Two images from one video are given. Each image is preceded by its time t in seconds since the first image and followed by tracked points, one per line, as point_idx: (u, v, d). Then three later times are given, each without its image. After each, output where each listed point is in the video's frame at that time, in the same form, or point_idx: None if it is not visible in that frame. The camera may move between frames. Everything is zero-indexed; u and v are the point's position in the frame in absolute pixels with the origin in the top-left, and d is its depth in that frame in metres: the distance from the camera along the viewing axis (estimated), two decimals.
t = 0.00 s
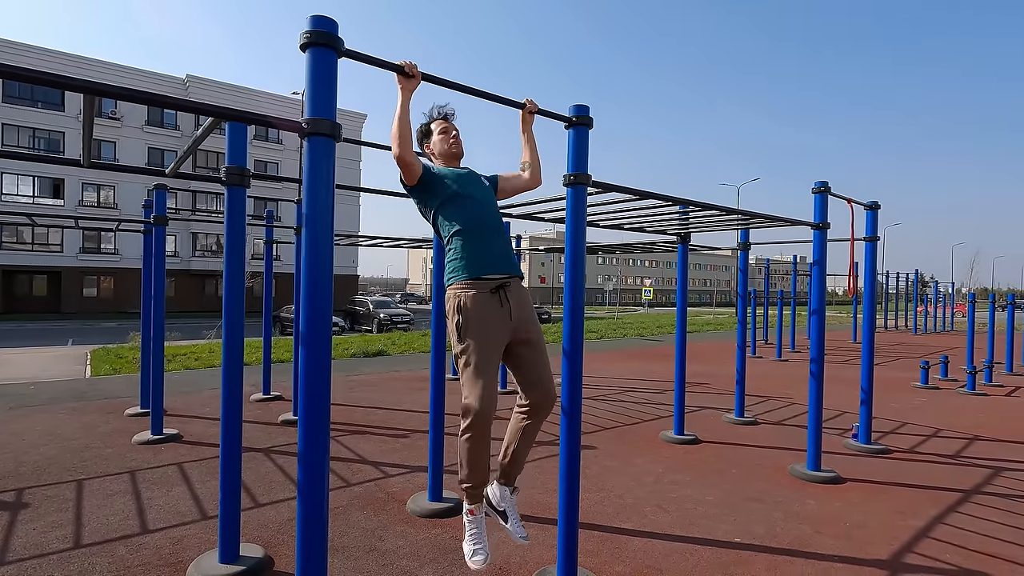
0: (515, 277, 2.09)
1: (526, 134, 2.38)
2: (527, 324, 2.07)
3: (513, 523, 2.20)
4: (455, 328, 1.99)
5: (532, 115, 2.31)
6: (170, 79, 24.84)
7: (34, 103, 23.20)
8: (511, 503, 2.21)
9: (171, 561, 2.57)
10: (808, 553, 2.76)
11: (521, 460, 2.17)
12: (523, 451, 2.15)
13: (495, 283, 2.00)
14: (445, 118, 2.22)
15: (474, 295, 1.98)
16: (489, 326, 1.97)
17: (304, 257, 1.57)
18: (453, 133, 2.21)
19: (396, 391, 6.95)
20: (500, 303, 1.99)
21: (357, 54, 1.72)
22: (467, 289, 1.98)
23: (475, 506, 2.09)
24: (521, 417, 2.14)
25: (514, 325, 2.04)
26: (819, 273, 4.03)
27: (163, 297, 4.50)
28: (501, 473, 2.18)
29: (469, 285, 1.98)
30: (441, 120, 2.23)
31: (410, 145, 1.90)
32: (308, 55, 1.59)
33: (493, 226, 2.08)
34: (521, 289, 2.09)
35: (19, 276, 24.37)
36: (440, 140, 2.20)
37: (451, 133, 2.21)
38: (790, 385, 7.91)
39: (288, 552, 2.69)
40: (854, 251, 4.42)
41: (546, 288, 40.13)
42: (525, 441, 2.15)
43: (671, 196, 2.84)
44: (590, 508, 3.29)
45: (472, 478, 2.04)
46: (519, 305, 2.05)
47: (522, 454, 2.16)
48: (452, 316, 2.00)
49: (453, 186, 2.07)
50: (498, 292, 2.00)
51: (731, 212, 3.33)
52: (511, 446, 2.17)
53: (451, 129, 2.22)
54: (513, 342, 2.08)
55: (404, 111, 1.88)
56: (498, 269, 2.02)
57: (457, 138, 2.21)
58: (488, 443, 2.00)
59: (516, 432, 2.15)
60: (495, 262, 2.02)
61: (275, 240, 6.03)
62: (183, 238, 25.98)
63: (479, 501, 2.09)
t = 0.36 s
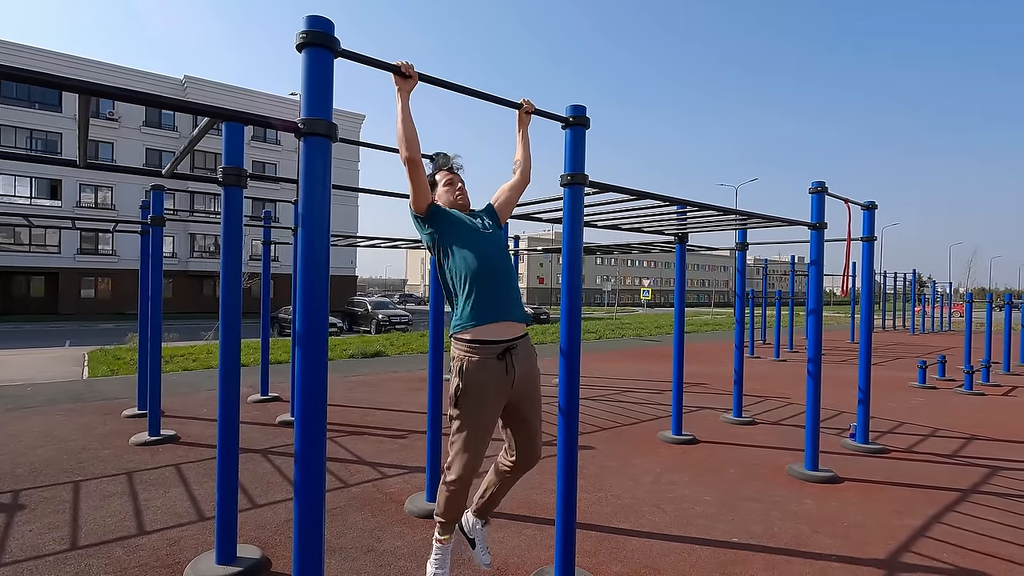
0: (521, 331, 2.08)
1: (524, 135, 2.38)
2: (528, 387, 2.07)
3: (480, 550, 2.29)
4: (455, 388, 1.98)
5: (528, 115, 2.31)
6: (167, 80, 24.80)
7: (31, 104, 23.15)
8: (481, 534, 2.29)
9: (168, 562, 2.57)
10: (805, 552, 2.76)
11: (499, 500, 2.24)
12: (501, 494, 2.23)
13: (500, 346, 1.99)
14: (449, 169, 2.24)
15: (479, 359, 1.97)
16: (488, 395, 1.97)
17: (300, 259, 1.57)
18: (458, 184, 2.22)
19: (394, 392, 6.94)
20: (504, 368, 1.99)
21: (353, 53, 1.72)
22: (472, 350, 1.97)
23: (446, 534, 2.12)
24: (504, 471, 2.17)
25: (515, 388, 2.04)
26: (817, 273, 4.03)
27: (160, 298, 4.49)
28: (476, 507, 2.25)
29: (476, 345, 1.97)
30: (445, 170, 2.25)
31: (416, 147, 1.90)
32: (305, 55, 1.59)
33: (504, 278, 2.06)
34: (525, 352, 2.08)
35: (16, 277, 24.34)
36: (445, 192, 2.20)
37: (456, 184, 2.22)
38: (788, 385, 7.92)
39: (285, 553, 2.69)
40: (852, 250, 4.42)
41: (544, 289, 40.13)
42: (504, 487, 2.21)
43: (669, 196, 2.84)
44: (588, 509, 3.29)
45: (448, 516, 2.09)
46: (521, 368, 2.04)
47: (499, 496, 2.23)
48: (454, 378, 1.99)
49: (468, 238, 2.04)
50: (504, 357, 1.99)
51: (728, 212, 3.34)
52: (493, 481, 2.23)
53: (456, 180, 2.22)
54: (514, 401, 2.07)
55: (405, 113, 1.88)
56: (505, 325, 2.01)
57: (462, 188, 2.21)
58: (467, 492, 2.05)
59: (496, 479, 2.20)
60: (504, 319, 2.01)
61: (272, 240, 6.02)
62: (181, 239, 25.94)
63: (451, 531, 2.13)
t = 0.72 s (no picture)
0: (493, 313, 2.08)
1: (523, 135, 2.39)
2: (507, 360, 2.07)
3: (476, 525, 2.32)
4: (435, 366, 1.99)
5: (529, 116, 2.31)
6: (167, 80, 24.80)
7: (31, 104, 23.17)
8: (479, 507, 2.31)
9: (168, 562, 2.57)
10: (804, 552, 2.76)
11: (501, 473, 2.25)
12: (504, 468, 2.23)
13: (471, 322, 1.99)
14: (443, 152, 2.20)
15: (451, 336, 1.98)
16: (468, 369, 1.97)
17: (299, 257, 1.57)
18: (449, 170, 2.20)
19: (394, 393, 6.95)
20: (475, 343, 1.99)
21: (354, 53, 1.73)
22: (444, 328, 1.99)
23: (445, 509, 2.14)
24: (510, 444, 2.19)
25: (495, 362, 2.04)
26: (817, 273, 4.03)
27: (161, 298, 4.50)
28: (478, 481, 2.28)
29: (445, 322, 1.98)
30: (439, 154, 2.19)
31: (413, 149, 1.89)
32: (306, 54, 1.59)
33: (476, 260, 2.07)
34: (498, 327, 2.08)
35: (17, 277, 24.35)
36: (434, 176, 2.19)
37: (447, 168, 2.19)
38: (788, 385, 7.93)
39: (285, 553, 2.69)
40: (852, 251, 4.42)
41: (544, 289, 40.16)
42: (504, 462, 2.22)
43: (669, 196, 2.83)
44: (588, 508, 3.29)
45: (444, 492, 2.07)
46: (496, 342, 2.04)
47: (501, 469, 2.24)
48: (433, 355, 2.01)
49: (439, 222, 2.06)
50: (473, 333, 1.99)
51: (728, 212, 3.33)
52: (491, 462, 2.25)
53: (448, 166, 2.20)
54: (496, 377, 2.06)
55: (405, 113, 1.88)
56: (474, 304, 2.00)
57: (451, 173, 2.21)
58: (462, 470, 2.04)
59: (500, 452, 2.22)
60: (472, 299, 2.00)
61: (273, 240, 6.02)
62: (181, 239, 25.95)
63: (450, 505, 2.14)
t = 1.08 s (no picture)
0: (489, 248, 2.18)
1: (530, 136, 2.39)
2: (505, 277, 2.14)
3: (479, 435, 2.37)
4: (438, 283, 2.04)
5: (535, 117, 2.32)
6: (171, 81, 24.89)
7: (37, 105, 23.28)
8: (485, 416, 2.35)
9: (176, 560, 2.58)
10: (810, 552, 2.76)
11: (513, 379, 2.25)
12: (517, 374, 2.23)
13: (468, 251, 2.09)
14: (447, 105, 2.22)
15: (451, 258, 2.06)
16: (470, 276, 2.03)
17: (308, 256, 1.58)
18: (451, 122, 2.22)
19: (399, 392, 6.96)
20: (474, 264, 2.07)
21: (362, 54, 1.73)
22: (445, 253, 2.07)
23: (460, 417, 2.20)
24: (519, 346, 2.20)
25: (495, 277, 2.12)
26: (822, 273, 4.02)
27: (167, 298, 4.51)
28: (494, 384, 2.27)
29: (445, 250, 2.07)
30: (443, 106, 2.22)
31: (407, 148, 1.93)
32: (314, 56, 1.60)
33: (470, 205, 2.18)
34: (496, 257, 2.18)
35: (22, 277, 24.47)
36: (438, 127, 2.20)
37: (450, 121, 2.21)
38: (792, 386, 7.91)
39: (292, 552, 2.70)
40: (857, 251, 4.41)
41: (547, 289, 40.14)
42: (516, 366, 2.23)
43: (674, 196, 2.84)
44: (593, 508, 3.30)
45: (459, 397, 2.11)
46: (494, 265, 2.13)
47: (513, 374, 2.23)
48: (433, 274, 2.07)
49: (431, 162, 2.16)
50: (472, 257, 2.09)
51: (733, 212, 3.33)
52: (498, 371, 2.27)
53: (451, 118, 2.22)
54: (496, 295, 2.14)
55: (409, 112, 1.89)
56: (471, 241, 2.11)
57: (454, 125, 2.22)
58: (478, 372, 1.99)
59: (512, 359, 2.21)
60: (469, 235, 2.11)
61: (277, 240, 6.04)
62: (185, 239, 26.04)
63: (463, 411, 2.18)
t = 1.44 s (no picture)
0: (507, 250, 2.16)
1: (535, 136, 2.40)
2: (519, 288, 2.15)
3: (536, 489, 2.23)
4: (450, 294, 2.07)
5: (540, 117, 2.33)
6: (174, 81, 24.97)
7: (41, 105, 23.36)
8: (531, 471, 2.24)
9: (182, 559, 2.60)
10: (814, 552, 2.77)
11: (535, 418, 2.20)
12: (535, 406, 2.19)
13: (485, 254, 2.07)
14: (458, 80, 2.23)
15: (467, 263, 2.06)
16: (481, 291, 2.04)
17: (315, 258, 1.59)
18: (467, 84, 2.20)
19: (402, 392, 6.98)
20: (490, 272, 2.07)
21: (368, 56, 1.75)
22: (460, 256, 2.06)
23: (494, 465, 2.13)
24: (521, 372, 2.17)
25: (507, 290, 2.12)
26: (825, 273, 4.03)
27: (172, 298, 4.53)
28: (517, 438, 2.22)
29: (461, 253, 2.07)
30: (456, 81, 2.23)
31: (409, 150, 1.92)
32: (322, 59, 1.61)
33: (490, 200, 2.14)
34: (512, 260, 2.16)
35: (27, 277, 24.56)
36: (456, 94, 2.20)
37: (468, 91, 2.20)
38: (796, 385, 7.91)
39: (298, 551, 2.71)
40: (860, 251, 4.41)
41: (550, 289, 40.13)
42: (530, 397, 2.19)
43: (678, 197, 2.85)
44: (597, 508, 3.31)
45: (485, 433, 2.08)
46: (510, 274, 2.13)
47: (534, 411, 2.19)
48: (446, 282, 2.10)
49: (456, 148, 2.11)
50: (489, 262, 2.07)
51: (737, 212, 3.34)
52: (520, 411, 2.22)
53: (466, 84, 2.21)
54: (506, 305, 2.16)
55: (414, 111, 1.90)
56: (489, 243, 2.09)
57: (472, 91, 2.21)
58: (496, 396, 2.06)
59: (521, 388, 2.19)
60: (487, 235, 2.09)
61: (281, 240, 6.05)
62: (189, 239, 26.11)
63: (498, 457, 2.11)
